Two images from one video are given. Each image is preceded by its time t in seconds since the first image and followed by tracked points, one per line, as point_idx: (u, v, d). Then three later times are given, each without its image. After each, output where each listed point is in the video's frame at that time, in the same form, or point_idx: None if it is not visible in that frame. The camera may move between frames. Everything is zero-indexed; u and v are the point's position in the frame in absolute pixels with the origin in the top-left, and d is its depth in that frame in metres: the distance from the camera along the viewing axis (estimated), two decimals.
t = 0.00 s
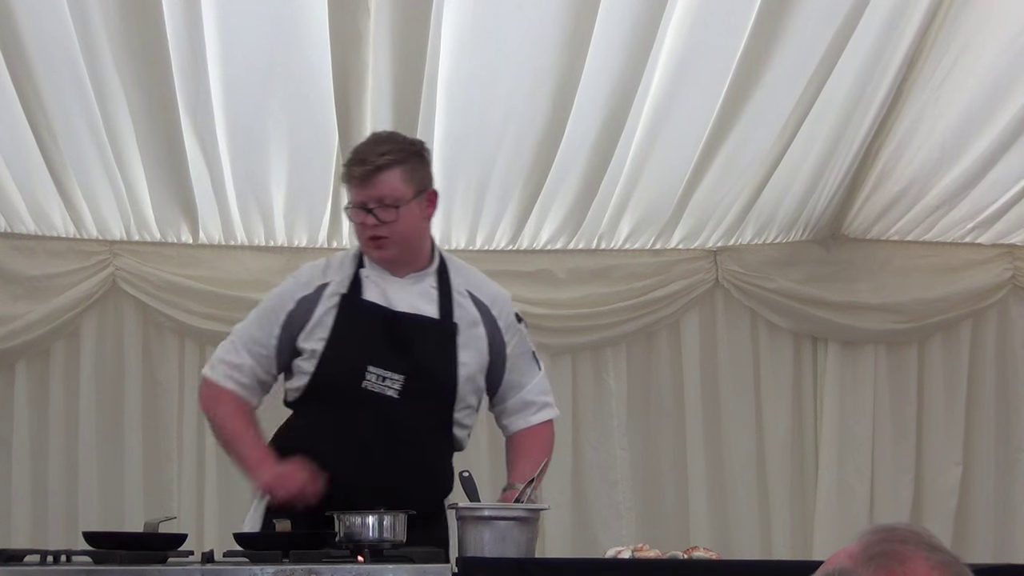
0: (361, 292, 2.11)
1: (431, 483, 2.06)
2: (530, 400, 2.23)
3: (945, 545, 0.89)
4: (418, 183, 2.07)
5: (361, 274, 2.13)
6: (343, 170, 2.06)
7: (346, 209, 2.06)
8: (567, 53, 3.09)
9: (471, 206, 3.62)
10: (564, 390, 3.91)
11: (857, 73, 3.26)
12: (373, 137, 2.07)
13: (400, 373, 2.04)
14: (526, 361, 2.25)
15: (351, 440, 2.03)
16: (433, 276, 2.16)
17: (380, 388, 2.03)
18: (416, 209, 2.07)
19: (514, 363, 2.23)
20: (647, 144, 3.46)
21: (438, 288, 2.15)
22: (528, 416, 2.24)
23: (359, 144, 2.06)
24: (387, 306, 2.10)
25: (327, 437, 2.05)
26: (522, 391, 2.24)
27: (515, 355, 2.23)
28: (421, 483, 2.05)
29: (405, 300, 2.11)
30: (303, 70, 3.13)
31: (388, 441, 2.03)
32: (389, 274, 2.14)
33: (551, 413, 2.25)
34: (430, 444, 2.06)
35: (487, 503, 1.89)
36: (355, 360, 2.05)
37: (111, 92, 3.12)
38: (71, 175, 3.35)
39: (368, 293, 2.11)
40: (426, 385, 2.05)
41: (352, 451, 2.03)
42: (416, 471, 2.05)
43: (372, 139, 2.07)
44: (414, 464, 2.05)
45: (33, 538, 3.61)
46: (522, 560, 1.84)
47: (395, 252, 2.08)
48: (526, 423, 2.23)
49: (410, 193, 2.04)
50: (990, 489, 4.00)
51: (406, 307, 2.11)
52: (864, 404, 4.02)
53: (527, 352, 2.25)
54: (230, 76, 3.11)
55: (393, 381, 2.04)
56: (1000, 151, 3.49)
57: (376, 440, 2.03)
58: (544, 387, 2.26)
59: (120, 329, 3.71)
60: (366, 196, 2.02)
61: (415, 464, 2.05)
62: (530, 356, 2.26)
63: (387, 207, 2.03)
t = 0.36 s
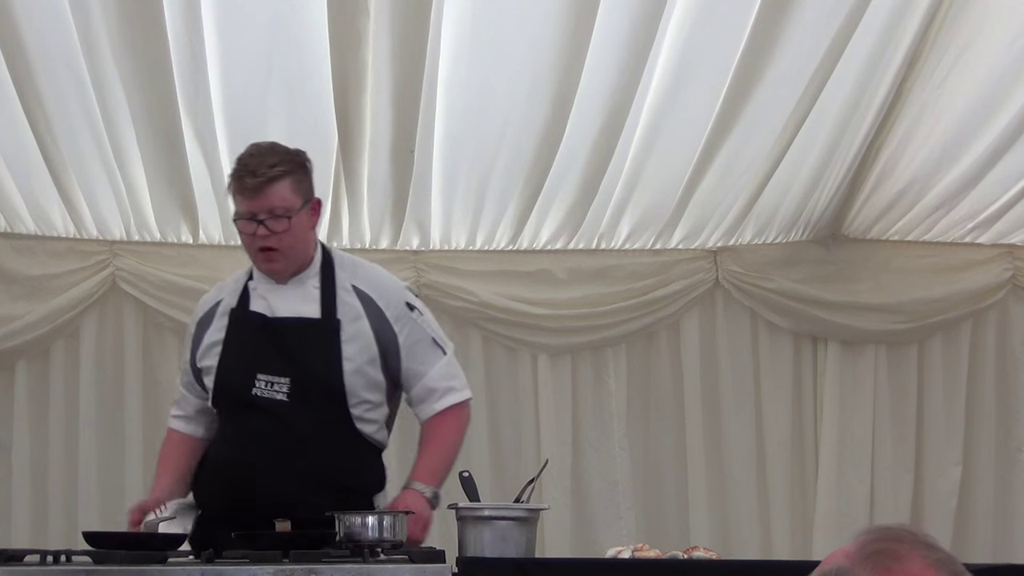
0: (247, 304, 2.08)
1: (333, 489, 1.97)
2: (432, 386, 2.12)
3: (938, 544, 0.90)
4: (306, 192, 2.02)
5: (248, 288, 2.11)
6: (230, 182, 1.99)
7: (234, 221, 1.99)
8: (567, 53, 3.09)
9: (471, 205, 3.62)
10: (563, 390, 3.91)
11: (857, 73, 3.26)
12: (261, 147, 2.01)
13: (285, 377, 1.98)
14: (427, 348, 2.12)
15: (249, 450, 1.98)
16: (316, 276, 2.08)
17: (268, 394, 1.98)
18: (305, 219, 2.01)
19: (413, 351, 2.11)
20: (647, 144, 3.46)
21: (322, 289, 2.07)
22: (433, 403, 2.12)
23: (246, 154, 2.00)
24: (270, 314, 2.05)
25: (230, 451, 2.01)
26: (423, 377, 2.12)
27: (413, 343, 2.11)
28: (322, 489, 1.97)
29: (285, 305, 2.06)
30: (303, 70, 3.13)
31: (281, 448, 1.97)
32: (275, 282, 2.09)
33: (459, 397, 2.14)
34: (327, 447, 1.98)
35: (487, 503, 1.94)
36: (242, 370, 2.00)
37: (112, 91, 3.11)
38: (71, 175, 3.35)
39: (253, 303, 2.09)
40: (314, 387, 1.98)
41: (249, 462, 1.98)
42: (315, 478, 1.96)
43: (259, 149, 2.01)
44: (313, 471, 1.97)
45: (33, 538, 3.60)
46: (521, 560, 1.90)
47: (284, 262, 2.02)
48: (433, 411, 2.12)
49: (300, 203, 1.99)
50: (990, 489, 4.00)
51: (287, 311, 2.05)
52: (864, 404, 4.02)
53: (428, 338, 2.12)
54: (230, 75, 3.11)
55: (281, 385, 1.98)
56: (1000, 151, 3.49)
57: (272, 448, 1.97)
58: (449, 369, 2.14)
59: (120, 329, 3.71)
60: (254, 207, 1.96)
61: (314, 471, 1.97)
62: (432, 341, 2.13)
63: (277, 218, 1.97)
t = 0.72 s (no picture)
0: (208, 296, 2.18)
1: (296, 473, 2.07)
2: (391, 377, 2.21)
3: (930, 540, 0.90)
4: (265, 184, 2.10)
5: (208, 279, 2.20)
6: (190, 172, 2.07)
7: (194, 211, 2.08)
8: (568, 53, 3.09)
9: (471, 205, 3.63)
10: (563, 390, 3.91)
11: (858, 73, 3.26)
12: (220, 139, 2.09)
13: (248, 365, 2.07)
14: (388, 338, 2.23)
15: (213, 439, 2.06)
16: (277, 265, 2.19)
17: (230, 382, 2.06)
18: (264, 210, 2.11)
19: (374, 341, 2.22)
20: (647, 145, 3.46)
21: (281, 279, 2.18)
22: (392, 394, 2.22)
23: (206, 145, 2.08)
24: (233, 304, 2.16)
25: (193, 440, 2.08)
26: (384, 367, 2.22)
27: (373, 334, 2.21)
28: (285, 474, 2.06)
29: (246, 294, 2.17)
30: (303, 70, 3.13)
31: (243, 434, 2.05)
32: (236, 273, 2.19)
33: (416, 388, 2.23)
34: (288, 434, 2.07)
35: (487, 503, 1.94)
36: (204, 362, 2.08)
37: (112, 92, 3.11)
38: (71, 175, 3.35)
39: (215, 294, 2.18)
40: (277, 374, 2.07)
41: (214, 450, 2.06)
42: (279, 464, 2.06)
43: (219, 140, 2.08)
44: (276, 456, 2.06)
45: (33, 538, 3.60)
46: (522, 560, 1.89)
47: (243, 252, 2.12)
48: (391, 402, 2.21)
49: (258, 195, 2.08)
50: (990, 488, 4.01)
51: (250, 300, 2.16)
52: (864, 404, 4.02)
53: (389, 329, 2.23)
54: (230, 76, 3.11)
55: (242, 373, 2.07)
56: (1000, 150, 3.49)
57: (234, 435, 2.05)
58: (408, 360, 2.23)
59: (120, 328, 3.71)
60: (214, 199, 2.05)
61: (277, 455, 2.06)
62: (392, 332, 2.24)
63: (237, 209, 2.06)
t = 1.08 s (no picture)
0: (191, 298, 2.15)
1: (304, 470, 2.06)
2: (385, 364, 2.28)
3: (931, 540, 0.90)
4: (242, 184, 2.09)
5: (186, 283, 2.16)
6: (166, 174, 2.03)
7: (171, 214, 2.05)
8: (568, 54, 3.09)
9: (471, 205, 3.62)
10: (563, 390, 3.91)
11: (857, 73, 3.26)
12: (196, 138, 2.05)
13: (250, 362, 2.07)
14: (376, 327, 2.30)
15: (218, 440, 2.05)
16: (259, 262, 2.20)
17: (234, 381, 2.06)
18: (241, 211, 2.09)
19: (364, 331, 2.28)
20: (647, 145, 3.46)
21: (266, 274, 2.19)
22: (387, 381, 2.29)
23: (181, 145, 2.03)
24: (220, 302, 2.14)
25: (193, 445, 2.06)
26: (375, 356, 2.29)
27: (362, 323, 2.28)
28: (295, 469, 2.06)
29: (236, 292, 2.16)
30: (303, 70, 3.13)
31: (249, 432, 2.05)
32: (216, 274, 2.17)
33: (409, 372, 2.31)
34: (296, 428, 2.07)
35: (487, 503, 1.95)
36: (203, 363, 2.07)
37: (112, 92, 3.11)
38: (70, 175, 3.35)
39: (197, 296, 2.15)
40: (281, 369, 2.08)
41: (220, 451, 2.05)
42: (287, 460, 2.05)
43: (194, 140, 2.05)
44: (283, 452, 2.05)
45: (33, 538, 3.61)
46: (522, 560, 1.90)
47: (221, 253, 2.11)
48: (388, 387, 2.28)
49: (237, 196, 2.06)
50: (990, 488, 4.01)
51: (236, 295, 2.15)
52: (864, 404, 4.02)
53: (375, 318, 2.30)
54: (230, 76, 3.11)
55: (246, 371, 2.07)
56: (1001, 150, 3.49)
57: (239, 433, 2.04)
58: (396, 347, 2.31)
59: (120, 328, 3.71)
60: (195, 201, 2.02)
61: (284, 451, 2.05)
62: (378, 322, 2.30)
63: (216, 212, 2.04)
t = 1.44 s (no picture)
0: (195, 292, 2.12)
1: (315, 465, 2.06)
2: (384, 361, 2.30)
3: (935, 541, 0.90)
4: (244, 175, 2.06)
5: (190, 275, 2.14)
6: (168, 166, 2.00)
7: (174, 208, 2.03)
8: (568, 54, 3.09)
9: (471, 205, 3.62)
10: (563, 390, 3.91)
11: (857, 73, 3.26)
12: (196, 130, 2.02)
13: (260, 357, 2.06)
14: (374, 324, 2.31)
15: (228, 436, 2.03)
16: (263, 256, 2.18)
17: (244, 376, 2.05)
18: (244, 202, 2.07)
19: (363, 328, 2.29)
20: (647, 144, 3.46)
21: (270, 268, 2.18)
22: (385, 378, 2.30)
23: (181, 137, 2.00)
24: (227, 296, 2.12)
25: (200, 441, 2.03)
26: (373, 352, 2.30)
27: (362, 320, 2.28)
28: (304, 465, 2.05)
29: (240, 285, 2.14)
30: (303, 70, 3.13)
31: (259, 428, 2.03)
32: (219, 267, 2.15)
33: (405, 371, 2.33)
34: (305, 424, 2.07)
35: (487, 503, 1.95)
36: (212, 358, 2.05)
37: (112, 92, 3.11)
38: (70, 174, 3.34)
39: (202, 290, 2.13)
40: (292, 365, 2.08)
41: (228, 446, 2.02)
42: (300, 456, 2.05)
43: (194, 131, 2.02)
44: (295, 447, 2.05)
45: (33, 538, 3.60)
46: (522, 560, 1.89)
47: (226, 246, 2.09)
48: (386, 385, 2.30)
49: (240, 187, 2.04)
50: (990, 488, 4.01)
51: (243, 290, 2.14)
52: (864, 404, 4.02)
53: (372, 315, 2.31)
54: (230, 76, 3.11)
55: (256, 366, 2.06)
56: (1001, 150, 3.49)
57: (250, 429, 2.03)
58: (392, 344, 2.33)
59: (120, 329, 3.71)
60: (198, 194, 2.00)
61: (296, 446, 2.05)
62: (375, 319, 2.31)
63: (220, 204, 2.02)
